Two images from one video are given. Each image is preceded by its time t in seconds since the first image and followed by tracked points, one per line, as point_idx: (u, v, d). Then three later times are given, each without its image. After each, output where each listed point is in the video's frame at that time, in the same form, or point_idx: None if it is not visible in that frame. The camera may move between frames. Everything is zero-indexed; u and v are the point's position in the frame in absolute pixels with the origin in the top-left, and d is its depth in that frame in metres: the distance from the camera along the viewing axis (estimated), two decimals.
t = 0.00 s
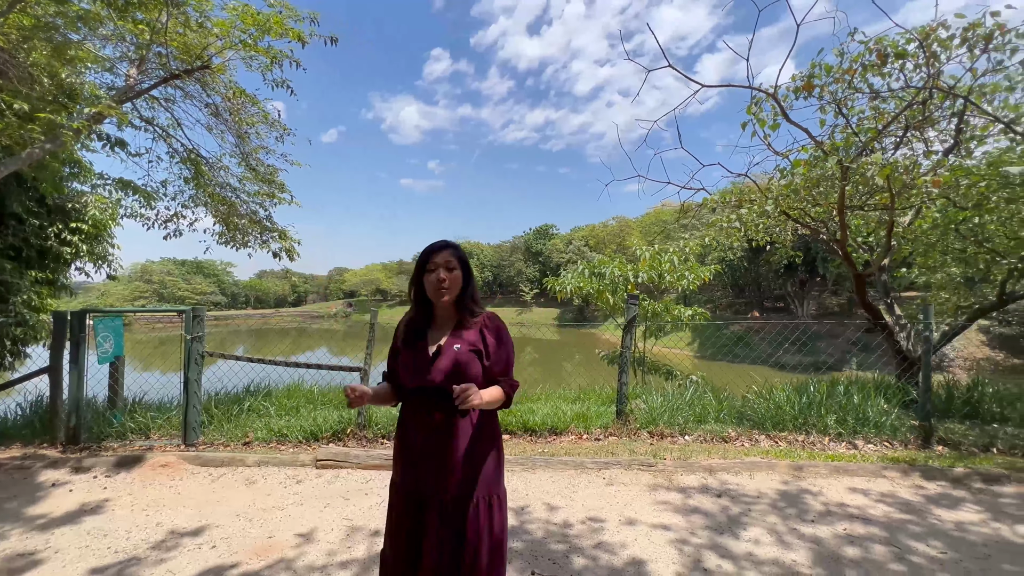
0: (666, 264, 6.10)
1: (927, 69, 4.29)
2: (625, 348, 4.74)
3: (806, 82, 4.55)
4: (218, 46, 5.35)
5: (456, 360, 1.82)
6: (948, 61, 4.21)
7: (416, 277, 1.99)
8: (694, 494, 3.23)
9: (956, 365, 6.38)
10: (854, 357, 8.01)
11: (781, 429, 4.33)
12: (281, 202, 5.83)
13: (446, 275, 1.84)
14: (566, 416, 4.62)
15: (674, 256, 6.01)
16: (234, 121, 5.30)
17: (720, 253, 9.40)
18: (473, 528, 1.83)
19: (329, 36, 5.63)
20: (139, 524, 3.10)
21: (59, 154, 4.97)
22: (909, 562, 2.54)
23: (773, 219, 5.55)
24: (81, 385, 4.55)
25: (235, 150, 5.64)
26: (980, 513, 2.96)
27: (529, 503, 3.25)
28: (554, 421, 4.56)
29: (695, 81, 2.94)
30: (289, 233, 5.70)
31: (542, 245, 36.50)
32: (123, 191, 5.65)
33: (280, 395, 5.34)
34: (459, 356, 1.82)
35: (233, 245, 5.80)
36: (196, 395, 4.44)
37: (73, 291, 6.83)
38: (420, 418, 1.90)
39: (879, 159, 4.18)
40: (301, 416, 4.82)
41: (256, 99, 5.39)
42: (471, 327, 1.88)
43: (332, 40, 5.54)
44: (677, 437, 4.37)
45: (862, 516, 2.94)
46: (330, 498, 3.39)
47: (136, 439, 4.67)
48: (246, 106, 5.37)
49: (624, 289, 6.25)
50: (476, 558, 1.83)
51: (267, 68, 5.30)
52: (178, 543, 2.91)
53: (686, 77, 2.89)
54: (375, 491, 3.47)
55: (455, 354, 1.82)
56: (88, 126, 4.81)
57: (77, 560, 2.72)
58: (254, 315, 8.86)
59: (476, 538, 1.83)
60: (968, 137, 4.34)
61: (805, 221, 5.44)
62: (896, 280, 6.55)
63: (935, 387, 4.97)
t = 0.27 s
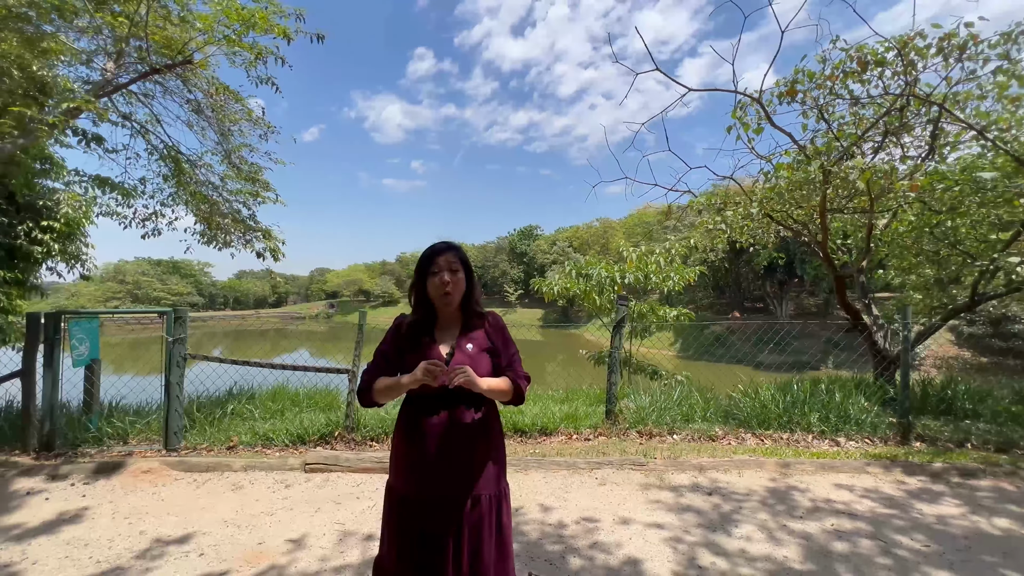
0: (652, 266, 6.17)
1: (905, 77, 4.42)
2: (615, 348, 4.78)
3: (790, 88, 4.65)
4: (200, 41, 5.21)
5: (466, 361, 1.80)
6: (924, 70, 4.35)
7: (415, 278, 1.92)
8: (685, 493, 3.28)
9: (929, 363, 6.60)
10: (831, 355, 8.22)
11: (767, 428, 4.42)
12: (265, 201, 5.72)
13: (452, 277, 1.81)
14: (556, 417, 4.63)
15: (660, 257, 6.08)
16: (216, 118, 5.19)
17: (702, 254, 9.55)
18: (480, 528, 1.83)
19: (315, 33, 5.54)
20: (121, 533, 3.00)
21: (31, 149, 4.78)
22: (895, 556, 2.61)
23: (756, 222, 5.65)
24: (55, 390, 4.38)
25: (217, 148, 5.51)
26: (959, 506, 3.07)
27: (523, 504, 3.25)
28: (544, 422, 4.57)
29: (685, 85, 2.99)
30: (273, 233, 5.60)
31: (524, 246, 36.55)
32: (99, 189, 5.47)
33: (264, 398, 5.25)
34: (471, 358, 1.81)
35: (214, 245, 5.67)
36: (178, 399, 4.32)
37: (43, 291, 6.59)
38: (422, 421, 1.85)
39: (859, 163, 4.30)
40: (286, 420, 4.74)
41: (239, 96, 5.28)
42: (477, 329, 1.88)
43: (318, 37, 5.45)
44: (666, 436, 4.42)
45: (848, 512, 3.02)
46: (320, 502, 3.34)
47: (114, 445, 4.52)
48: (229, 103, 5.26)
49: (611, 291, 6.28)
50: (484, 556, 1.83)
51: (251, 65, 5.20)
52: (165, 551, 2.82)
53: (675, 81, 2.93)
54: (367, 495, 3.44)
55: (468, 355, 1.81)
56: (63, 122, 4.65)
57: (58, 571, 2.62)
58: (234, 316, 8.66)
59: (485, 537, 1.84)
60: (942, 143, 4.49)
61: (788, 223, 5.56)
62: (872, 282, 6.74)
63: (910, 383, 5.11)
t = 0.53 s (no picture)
0: (639, 266, 6.22)
1: (883, 84, 4.54)
2: (605, 348, 4.82)
3: (774, 92, 4.74)
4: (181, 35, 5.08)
5: (474, 364, 1.81)
6: (903, 77, 4.47)
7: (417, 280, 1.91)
8: (678, 491, 3.32)
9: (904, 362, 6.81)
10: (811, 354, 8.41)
11: (754, 426, 4.49)
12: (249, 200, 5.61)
13: (459, 280, 1.81)
14: (546, 417, 4.64)
15: (648, 258, 6.14)
16: (198, 114, 5.07)
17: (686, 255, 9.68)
18: (488, 526, 1.83)
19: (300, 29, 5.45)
20: (104, 541, 2.91)
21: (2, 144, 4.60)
22: (882, 550, 2.68)
23: (741, 223, 5.75)
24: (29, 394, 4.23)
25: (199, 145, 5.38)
26: (941, 500, 3.17)
27: (517, 504, 3.25)
28: (534, 422, 4.58)
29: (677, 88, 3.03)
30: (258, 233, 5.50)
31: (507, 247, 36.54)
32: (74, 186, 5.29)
33: (248, 401, 5.15)
34: (478, 361, 1.82)
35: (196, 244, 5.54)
36: (160, 402, 4.21)
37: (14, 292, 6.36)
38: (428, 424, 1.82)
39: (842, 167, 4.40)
40: (272, 423, 4.66)
41: (223, 92, 5.16)
42: (482, 332, 1.89)
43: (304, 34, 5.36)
44: (655, 435, 4.47)
45: (835, 507, 3.10)
46: (311, 506, 3.29)
47: (91, 451, 4.38)
48: (212, 99, 5.14)
49: (598, 291, 6.32)
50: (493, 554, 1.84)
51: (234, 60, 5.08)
52: (151, 559, 2.74)
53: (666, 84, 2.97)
54: (359, 498, 3.41)
55: (474, 358, 1.82)
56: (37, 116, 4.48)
57: None
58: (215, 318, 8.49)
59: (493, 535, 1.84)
60: (919, 148, 4.63)
61: (772, 225, 5.67)
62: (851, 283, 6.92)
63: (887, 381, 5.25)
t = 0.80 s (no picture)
0: (628, 267, 6.27)
1: (865, 89, 4.65)
2: (595, 348, 4.84)
3: (761, 96, 4.82)
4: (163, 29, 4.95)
5: (478, 364, 1.80)
6: (884, 83, 4.59)
7: (418, 279, 1.90)
8: (671, 490, 3.35)
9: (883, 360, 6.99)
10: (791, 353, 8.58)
11: (741, 424, 4.56)
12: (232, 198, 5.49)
13: (462, 279, 1.79)
14: (537, 418, 4.65)
15: (636, 259, 6.19)
16: (181, 111, 4.95)
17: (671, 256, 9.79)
18: (489, 528, 1.83)
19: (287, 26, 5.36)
20: (87, 550, 2.81)
21: None
22: (871, 544, 2.74)
23: (727, 225, 5.84)
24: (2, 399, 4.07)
25: (181, 142, 5.25)
26: (924, 495, 3.25)
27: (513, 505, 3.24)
28: (525, 422, 4.58)
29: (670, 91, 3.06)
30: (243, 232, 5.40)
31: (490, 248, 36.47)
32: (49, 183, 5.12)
33: (233, 404, 5.06)
34: (481, 359, 1.81)
35: (178, 244, 5.40)
36: (142, 406, 4.09)
37: None
38: (430, 426, 1.79)
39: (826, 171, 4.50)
40: (258, 426, 4.58)
41: (206, 88, 5.05)
42: (484, 330, 1.88)
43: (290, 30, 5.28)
44: (645, 435, 4.51)
45: (824, 503, 3.16)
46: (302, 511, 3.24)
47: (68, 457, 4.23)
48: (194, 96, 5.02)
49: (587, 292, 6.35)
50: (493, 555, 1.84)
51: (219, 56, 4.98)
52: (137, 567, 2.66)
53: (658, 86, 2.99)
54: (351, 501, 3.37)
55: (477, 357, 1.81)
56: (10, 110, 4.32)
57: None
58: (196, 319, 8.30)
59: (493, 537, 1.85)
60: (899, 152, 4.76)
61: (757, 227, 5.77)
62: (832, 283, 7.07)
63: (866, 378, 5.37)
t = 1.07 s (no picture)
0: (615, 268, 6.31)
1: (847, 94, 4.76)
2: (586, 349, 4.89)
3: (747, 100, 4.92)
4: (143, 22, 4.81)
5: (480, 365, 1.76)
6: (865, 88, 4.69)
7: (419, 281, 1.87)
8: (664, 489, 3.38)
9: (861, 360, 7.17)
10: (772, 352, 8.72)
11: (730, 424, 4.62)
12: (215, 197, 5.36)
13: (463, 279, 1.77)
14: (528, 419, 4.64)
15: (623, 259, 6.24)
16: (162, 107, 4.81)
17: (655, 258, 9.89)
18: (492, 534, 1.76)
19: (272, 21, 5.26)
20: (67, 561, 2.70)
21: None
22: (861, 540, 2.80)
23: (713, 226, 5.92)
24: None
25: (161, 139, 5.11)
26: (909, 490, 3.33)
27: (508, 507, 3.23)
28: (517, 423, 4.57)
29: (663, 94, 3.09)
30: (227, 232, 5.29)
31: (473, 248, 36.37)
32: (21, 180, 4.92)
33: (216, 408, 4.95)
34: (483, 360, 1.77)
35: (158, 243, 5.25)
36: (122, 411, 3.96)
37: None
38: (431, 428, 1.76)
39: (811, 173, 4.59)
40: (243, 430, 4.49)
41: (188, 84, 4.92)
42: (486, 331, 1.85)
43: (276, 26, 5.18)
44: (635, 434, 4.54)
45: (813, 500, 3.21)
46: (293, 517, 3.18)
47: (43, 464, 4.08)
48: (176, 91, 4.89)
49: (575, 292, 6.38)
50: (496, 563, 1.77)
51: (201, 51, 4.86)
52: None
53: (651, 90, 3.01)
54: (342, 506, 3.31)
55: (479, 357, 1.77)
56: None
57: None
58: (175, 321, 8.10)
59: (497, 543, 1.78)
60: (879, 156, 4.87)
61: (744, 229, 5.85)
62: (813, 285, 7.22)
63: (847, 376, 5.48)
